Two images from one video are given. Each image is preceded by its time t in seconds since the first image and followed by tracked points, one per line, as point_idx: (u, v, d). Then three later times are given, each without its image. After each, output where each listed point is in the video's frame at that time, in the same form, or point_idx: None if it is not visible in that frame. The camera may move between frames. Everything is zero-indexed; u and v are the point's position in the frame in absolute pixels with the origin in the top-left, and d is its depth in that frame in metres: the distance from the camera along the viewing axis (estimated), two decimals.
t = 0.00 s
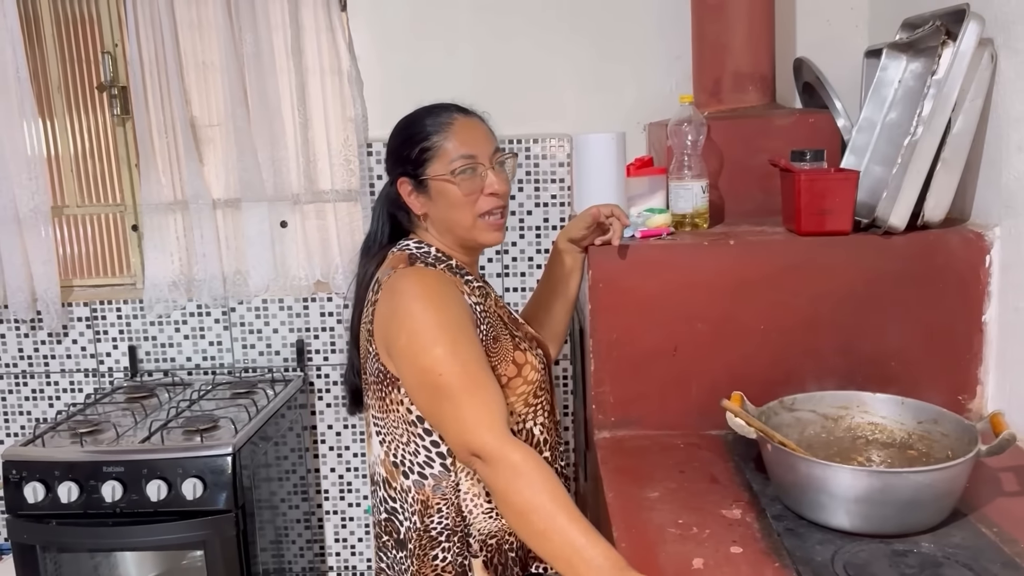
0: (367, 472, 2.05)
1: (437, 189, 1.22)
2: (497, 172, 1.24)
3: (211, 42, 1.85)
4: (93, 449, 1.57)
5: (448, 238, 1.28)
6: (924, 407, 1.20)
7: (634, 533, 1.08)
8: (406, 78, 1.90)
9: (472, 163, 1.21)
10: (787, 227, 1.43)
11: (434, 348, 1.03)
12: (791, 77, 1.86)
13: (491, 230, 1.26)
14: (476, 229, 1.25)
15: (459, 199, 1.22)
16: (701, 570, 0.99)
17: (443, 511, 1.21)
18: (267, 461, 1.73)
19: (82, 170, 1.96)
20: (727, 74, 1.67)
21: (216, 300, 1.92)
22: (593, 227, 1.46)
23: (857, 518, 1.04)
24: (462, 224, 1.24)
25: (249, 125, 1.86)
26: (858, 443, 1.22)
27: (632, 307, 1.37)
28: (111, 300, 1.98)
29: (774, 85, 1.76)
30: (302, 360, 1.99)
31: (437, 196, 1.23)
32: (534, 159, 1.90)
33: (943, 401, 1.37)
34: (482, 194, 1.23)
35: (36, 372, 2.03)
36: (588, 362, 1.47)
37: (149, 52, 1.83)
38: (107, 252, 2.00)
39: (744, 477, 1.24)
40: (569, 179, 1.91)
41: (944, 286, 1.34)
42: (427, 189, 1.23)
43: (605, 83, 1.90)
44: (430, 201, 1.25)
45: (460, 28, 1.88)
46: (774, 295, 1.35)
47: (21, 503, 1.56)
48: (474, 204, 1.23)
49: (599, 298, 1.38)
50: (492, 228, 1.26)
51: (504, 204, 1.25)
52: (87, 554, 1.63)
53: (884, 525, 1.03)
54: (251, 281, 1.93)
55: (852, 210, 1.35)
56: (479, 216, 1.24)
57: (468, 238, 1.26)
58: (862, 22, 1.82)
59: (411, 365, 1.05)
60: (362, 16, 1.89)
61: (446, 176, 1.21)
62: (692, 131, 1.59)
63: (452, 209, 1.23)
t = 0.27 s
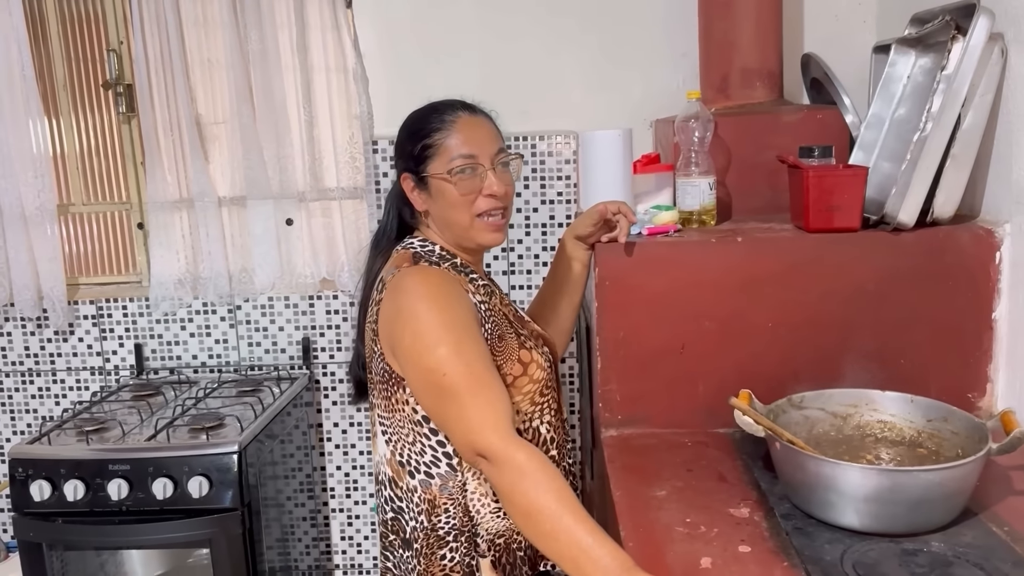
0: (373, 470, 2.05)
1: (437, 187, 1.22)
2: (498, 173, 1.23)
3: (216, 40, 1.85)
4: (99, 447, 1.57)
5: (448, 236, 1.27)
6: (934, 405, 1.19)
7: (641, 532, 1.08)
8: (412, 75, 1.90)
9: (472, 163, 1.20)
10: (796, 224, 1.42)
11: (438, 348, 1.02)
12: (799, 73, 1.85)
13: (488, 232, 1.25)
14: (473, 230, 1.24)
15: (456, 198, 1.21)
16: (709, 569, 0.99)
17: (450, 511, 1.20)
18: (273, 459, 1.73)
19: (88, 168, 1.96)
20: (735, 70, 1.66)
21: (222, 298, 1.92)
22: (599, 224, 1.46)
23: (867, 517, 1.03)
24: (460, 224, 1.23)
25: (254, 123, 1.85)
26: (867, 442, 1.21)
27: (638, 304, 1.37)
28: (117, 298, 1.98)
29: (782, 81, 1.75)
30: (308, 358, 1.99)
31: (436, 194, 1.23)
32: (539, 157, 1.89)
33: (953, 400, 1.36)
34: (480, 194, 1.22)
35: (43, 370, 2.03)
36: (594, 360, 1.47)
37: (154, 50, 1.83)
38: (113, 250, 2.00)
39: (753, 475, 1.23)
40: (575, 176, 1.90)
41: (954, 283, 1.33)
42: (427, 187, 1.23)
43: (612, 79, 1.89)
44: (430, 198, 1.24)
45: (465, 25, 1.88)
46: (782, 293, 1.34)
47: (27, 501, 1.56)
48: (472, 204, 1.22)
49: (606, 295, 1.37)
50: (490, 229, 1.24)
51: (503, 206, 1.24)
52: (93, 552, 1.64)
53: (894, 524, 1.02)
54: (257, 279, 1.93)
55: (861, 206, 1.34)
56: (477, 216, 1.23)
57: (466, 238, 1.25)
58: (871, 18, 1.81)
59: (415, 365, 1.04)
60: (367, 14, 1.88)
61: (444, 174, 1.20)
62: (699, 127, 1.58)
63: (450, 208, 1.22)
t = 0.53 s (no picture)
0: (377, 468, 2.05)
1: (442, 185, 1.22)
2: (503, 170, 1.23)
3: (219, 38, 1.84)
4: (103, 445, 1.57)
5: (453, 234, 1.27)
6: (940, 403, 1.19)
7: (646, 530, 1.07)
8: (416, 73, 1.90)
9: (477, 161, 1.20)
10: (801, 221, 1.41)
11: (441, 347, 1.02)
12: (803, 69, 1.85)
13: (496, 229, 1.25)
14: (480, 227, 1.24)
15: (462, 196, 1.21)
16: (714, 567, 0.98)
17: (456, 509, 1.20)
18: (276, 458, 1.73)
19: (92, 166, 1.96)
20: (739, 67, 1.65)
21: (226, 296, 1.92)
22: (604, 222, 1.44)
23: (872, 515, 1.03)
24: (466, 221, 1.23)
25: (257, 120, 1.85)
26: (872, 440, 1.21)
27: (643, 303, 1.36)
28: (121, 296, 1.99)
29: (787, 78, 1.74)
30: (312, 357, 1.99)
31: (442, 193, 1.22)
32: (543, 155, 1.89)
33: (958, 397, 1.35)
34: (487, 192, 1.21)
35: (47, 369, 2.03)
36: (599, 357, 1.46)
37: (158, 48, 1.83)
38: (116, 249, 2.00)
39: (758, 473, 1.23)
40: (579, 174, 1.89)
41: (960, 281, 1.32)
42: (432, 185, 1.23)
43: (616, 77, 1.88)
44: (435, 197, 1.24)
45: (469, 23, 1.87)
46: (786, 290, 1.34)
47: (32, 500, 1.57)
48: (479, 202, 1.22)
49: (610, 293, 1.36)
50: (497, 226, 1.24)
51: (510, 202, 1.24)
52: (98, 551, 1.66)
53: (900, 522, 1.02)
54: (261, 278, 1.93)
55: (866, 203, 1.34)
56: (484, 214, 1.23)
57: (472, 236, 1.25)
58: (876, 15, 1.80)
59: (419, 365, 1.04)
60: (371, 11, 1.88)
61: (450, 173, 1.20)
62: (703, 125, 1.58)
63: (457, 206, 1.22)
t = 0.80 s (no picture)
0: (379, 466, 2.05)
1: (447, 183, 1.22)
2: (508, 169, 1.23)
3: (221, 36, 1.84)
4: (106, 443, 1.57)
5: (456, 230, 1.27)
6: (942, 400, 1.19)
7: (650, 527, 1.08)
8: (417, 71, 1.90)
9: (483, 159, 1.20)
10: (803, 219, 1.41)
11: (445, 345, 1.02)
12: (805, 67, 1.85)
13: (501, 226, 1.25)
14: (484, 225, 1.24)
15: (467, 193, 1.21)
16: (718, 564, 0.99)
17: (459, 507, 1.21)
18: (279, 455, 1.73)
19: (93, 165, 1.96)
20: (741, 65, 1.65)
21: (228, 294, 1.92)
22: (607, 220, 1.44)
23: (875, 512, 1.03)
24: (471, 218, 1.23)
25: (259, 118, 1.85)
26: (875, 437, 1.21)
27: (645, 300, 1.36)
28: (123, 294, 1.99)
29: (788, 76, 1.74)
30: (314, 354, 1.99)
31: (446, 190, 1.22)
32: (545, 152, 1.89)
33: (961, 394, 1.35)
34: (492, 191, 1.22)
35: (49, 367, 2.03)
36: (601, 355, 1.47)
37: (160, 46, 1.83)
38: (118, 247, 2.00)
39: (760, 470, 1.23)
40: (581, 172, 1.90)
41: (962, 278, 1.32)
42: (437, 183, 1.23)
43: (617, 74, 1.88)
44: (439, 194, 1.24)
45: (471, 21, 1.87)
46: (789, 288, 1.34)
47: (35, 497, 1.57)
48: (485, 200, 1.22)
49: (613, 291, 1.37)
50: (502, 224, 1.25)
51: (515, 201, 1.24)
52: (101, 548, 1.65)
53: (903, 519, 1.02)
54: (263, 276, 1.93)
55: (868, 201, 1.34)
56: (489, 211, 1.23)
57: (477, 232, 1.26)
58: (877, 13, 1.81)
59: (423, 363, 1.04)
60: (373, 9, 1.88)
61: (456, 171, 1.20)
62: (706, 122, 1.58)
63: (461, 203, 1.22)
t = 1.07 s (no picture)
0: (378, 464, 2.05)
1: (463, 180, 1.20)
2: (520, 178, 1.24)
3: (220, 34, 1.84)
4: (105, 441, 1.57)
5: (457, 226, 1.26)
6: (941, 397, 1.19)
7: (650, 525, 1.08)
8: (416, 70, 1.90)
9: (502, 165, 1.20)
10: (802, 217, 1.41)
11: (440, 348, 1.02)
12: (804, 66, 1.85)
13: (502, 232, 1.26)
14: (487, 229, 1.24)
15: (482, 195, 1.20)
16: (717, 561, 0.99)
17: (458, 507, 1.21)
18: (278, 454, 1.73)
19: (92, 163, 1.96)
20: (739, 63, 1.65)
21: (227, 293, 1.92)
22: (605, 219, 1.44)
23: (874, 509, 1.03)
24: (477, 220, 1.23)
25: (258, 116, 1.85)
26: (874, 434, 1.21)
27: (645, 298, 1.37)
28: (122, 293, 1.99)
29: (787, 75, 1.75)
30: (313, 353, 1.99)
31: (461, 186, 1.21)
32: (543, 151, 1.89)
33: (959, 392, 1.36)
34: (504, 197, 1.22)
35: (48, 365, 2.03)
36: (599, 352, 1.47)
37: (159, 45, 1.83)
38: (117, 245, 2.00)
39: (760, 468, 1.23)
40: (580, 170, 1.90)
41: (961, 276, 1.33)
42: (452, 177, 1.21)
43: (616, 73, 1.88)
44: (451, 188, 1.22)
45: (470, 20, 1.88)
46: (788, 286, 1.34)
47: (35, 496, 1.57)
48: (495, 203, 1.22)
49: (613, 289, 1.37)
50: (504, 230, 1.26)
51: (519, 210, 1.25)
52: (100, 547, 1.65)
53: (902, 516, 1.03)
54: (262, 274, 1.92)
55: (867, 199, 1.34)
56: (497, 215, 1.24)
57: (475, 235, 1.26)
58: (876, 11, 1.81)
59: (419, 366, 1.04)
60: (372, 8, 1.88)
61: (478, 170, 1.19)
62: (705, 121, 1.58)
63: (473, 202, 1.21)
